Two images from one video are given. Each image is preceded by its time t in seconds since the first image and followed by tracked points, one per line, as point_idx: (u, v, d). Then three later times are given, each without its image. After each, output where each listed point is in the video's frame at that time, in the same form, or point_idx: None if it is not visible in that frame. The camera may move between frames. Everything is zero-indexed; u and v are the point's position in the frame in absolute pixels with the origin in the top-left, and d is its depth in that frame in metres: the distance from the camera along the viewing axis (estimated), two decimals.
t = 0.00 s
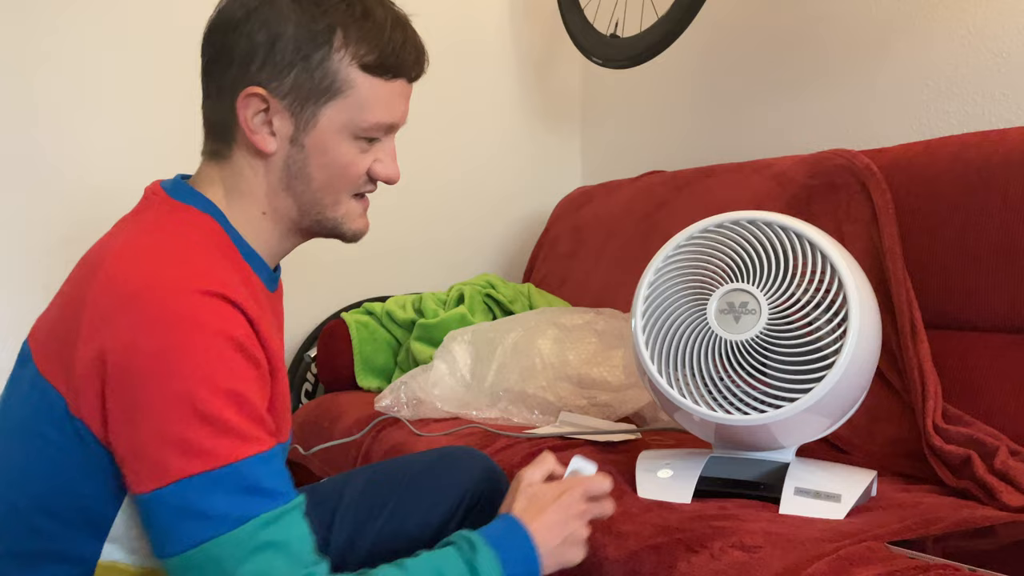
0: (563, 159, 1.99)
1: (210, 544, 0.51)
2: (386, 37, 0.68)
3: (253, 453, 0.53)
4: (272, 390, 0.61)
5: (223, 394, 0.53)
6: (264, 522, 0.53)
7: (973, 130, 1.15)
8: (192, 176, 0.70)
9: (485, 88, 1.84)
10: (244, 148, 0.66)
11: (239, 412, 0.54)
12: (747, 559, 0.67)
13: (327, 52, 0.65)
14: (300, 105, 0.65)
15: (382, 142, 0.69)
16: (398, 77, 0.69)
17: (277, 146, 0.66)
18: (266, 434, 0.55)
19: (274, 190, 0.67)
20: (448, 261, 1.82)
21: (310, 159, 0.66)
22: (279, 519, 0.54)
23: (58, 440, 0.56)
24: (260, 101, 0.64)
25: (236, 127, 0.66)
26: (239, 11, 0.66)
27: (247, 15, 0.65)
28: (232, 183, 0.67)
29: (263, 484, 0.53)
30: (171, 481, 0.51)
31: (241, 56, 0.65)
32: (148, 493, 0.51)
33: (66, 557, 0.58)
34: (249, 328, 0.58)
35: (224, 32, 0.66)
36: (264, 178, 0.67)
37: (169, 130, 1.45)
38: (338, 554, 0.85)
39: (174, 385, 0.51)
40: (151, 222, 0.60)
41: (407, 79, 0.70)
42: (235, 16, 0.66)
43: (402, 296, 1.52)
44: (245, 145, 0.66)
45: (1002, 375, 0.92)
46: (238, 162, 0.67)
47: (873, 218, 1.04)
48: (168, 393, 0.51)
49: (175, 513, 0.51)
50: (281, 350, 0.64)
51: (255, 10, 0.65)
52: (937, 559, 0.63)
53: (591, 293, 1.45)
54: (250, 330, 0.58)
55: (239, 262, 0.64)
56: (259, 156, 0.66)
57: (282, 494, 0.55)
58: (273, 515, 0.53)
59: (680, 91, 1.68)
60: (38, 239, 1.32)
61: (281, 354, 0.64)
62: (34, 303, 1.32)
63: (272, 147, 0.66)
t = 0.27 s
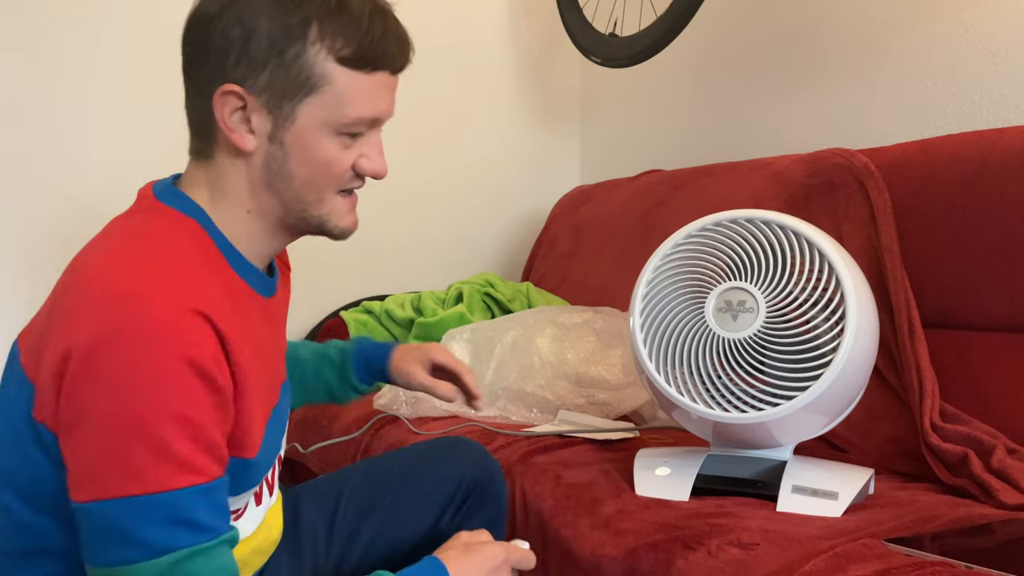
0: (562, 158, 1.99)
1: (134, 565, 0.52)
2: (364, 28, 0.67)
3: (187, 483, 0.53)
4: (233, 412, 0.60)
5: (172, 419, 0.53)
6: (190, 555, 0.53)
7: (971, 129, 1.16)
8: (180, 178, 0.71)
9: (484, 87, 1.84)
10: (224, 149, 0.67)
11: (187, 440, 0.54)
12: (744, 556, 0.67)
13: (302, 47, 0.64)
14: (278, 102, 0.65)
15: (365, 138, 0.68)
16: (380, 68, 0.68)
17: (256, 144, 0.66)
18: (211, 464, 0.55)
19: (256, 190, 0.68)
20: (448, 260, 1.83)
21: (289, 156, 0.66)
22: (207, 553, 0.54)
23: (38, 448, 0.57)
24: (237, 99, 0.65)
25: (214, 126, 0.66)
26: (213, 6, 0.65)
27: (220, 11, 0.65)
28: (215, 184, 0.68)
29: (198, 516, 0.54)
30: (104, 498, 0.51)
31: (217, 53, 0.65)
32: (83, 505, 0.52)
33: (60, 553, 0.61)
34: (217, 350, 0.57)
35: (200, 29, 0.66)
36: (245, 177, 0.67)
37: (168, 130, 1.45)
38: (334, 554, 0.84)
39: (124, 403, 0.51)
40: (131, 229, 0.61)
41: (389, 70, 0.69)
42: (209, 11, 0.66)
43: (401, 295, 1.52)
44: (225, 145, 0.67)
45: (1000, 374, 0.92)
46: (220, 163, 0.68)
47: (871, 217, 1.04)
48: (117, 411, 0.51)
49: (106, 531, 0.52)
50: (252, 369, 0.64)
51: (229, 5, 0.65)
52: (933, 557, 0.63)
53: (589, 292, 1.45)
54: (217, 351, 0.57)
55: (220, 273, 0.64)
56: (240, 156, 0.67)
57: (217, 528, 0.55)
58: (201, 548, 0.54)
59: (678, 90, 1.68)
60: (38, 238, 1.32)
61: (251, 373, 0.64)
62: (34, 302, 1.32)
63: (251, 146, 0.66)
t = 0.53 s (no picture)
0: (560, 156, 1.99)
1: (128, 555, 0.54)
2: (355, 32, 0.68)
3: (169, 472, 0.55)
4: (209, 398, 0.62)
5: (140, 412, 0.54)
6: (182, 543, 0.55)
7: (968, 127, 1.16)
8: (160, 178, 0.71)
9: (483, 85, 1.83)
10: (208, 146, 0.67)
11: (158, 428, 0.55)
12: (741, 553, 0.67)
13: (294, 49, 0.65)
14: (268, 103, 0.65)
15: (350, 140, 0.69)
16: (368, 74, 0.69)
17: (243, 144, 0.66)
18: (189, 449, 0.57)
19: (240, 189, 0.68)
20: (446, 258, 1.82)
21: (276, 157, 0.66)
22: (200, 540, 0.56)
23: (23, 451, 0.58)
24: (225, 99, 0.64)
25: (200, 124, 0.66)
26: (202, 3, 0.65)
27: (210, 9, 0.65)
28: (197, 182, 0.68)
29: (184, 503, 0.56)
30: (88, 492, 0.54)
31: (204, 50, 0.65)
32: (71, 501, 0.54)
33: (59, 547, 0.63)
34: (180, 340, 0.59)
35: (187, 25, 0.65)
36: (229, 175, 0.68)
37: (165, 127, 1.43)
38: (332, 544, 0.84)
39: (93, 400, 0.53)
40: (104, 231, 0.63)
41: (377, 76, 0.70)
42: (198, 8, 0.65)
43: (399, 293, 1.52)
44: (210, 142, 0.67)
45: (996, 372, 0.93)
46: (202, 161, 0.68)
47: (868, 215, 1.04)
48: (86, 409, 0.53)
49: (98, 525, 0.54)
50: (224, 357, 0.65)
51: (219, 3, 0.64)
52: (929, 554, 0.64)
53: (587, 290, 1.45)
54: (180, 341, 0.59)
55: (188, 269, 0.64)
56: (224, 154, 0.67)
57: (206, 515, 0.57)
58: (192, 536, 0.56)
59: (677, 89, 1.68)
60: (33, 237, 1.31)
61: (226, 361, 0.65)
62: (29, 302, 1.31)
63: (237, 145, 0.66)
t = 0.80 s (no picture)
0: (560, 155, 1.99)
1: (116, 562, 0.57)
2: (343, 29, 0.68)
3: (152, 482, 0.58)
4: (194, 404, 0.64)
5: (122, 423, 0.57)
6: (168, 550, 0.58)
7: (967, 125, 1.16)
8: (146, 179, 0.72)
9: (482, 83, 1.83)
10: (197, 145, 0.67)
11: (145, 440, 0.58)
12: (739, 550, 0.67)
13: (282, 47, 0.65)
14: (254, 101, 0.65)
15: (338, 137, 0.70)
16: (356, 69, 0.69)
17: (231, 143, 0.67)
18: (174, 460, 0.60)
19: (228, 187, 0.68)
20: (445, 256, 1.82)
21: (266, 155, 0.67)
22: (185, 547, 0.59)
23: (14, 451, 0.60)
24: (212, 98, 0.65)
25: (188, 123, 0.66)
26: (187, 1, 0.65)
27: (195, 6, 0.65)
28: (185, 181, 0.69)
29: (169, 511, 0.59)
30: (75, 501, 0.57)
31: (191, 48, 0.65)
32: (58, 509, 0.57)
33: (37, 544, 0.64)
34: (163, 350, 0.60)
35: (171, 22, 0.65)
36: (217, 174, 0.68)
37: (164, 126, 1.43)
38: (335, 544, 0.83)
39: (76, 412, 0.56)
40: (89, 236, 0.64)
41: (364, 72, 0.70)
42: (182, 6, 0.65)
43: (398, 291, 1.52)
44: (198, 141, 0.67)
45: (993, 370, 0.93)
46: (189, 159, 0.68)
47: (867, 213, 1.04)
48: (70, 420, 0.56)
49: (85, 532, 0.57)
50: (212, 359, 0.66)
51: None
52: (928, 551, 0.64)
53: (586, 288, 1.45)
54: (163, 350, 0.60)
55: (171, 269, 0.65)
56: (210, 152, 0.67)
57: (191, 521, 0.60)
58: (178, 542, 0.59)
59: (676, 87, 1.68)
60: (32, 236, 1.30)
61: (214, 363, 0.66)
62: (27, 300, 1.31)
63: (225, 144, 0.66)
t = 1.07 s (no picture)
0: (559, 153, 1.99)
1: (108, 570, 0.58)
2: (343, 31, 0.68)
3: (147, 490, 0.58)
4: (190, 410, 0.64)
5: (116, 430, 0.57)
6: (160, 558, 0.59)
7: (966, 124, 1.16)
8: (145, 182, 0.72)
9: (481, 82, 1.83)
10: (197, 149, 0.67)
11: (140, 448, 0.58)
12: (739, 548, 0.67)
13: (282, 51, 0.65)
14: (255, 105, 0.65)
15: (340, 138, 0.70)
16: (356, 71, 0.69)
17: (231, 146, 0.67)
18: (169, 469, 0.60)
19: (227, 190, 0.69)
20: (444, 254, 1.83)
21: (266, 159, 0.67)
22: (177, 556, 0.60)
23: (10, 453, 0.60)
24: (213, 102, 0.65)
25: (188, 127, 0.66)
26: (186, 4, 0.65)
27: (194, 10, 0.64)
28: (184, 183, 0.69)
29: (163, 519, 0.59)
30: (71, 509, 0.57)
31: (190, 51, 0.64)
32: (53, 515, 0.57)
33: (37, 544, 0.65)
34: (160, 356, 0.60)
35: (170, 25, 0.65)
36: (216, 177, 0.68)
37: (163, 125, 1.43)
38: (336, 546, 0.84)
39: (70, 419, 0.56)
40: (87, 240, 0.64)
41: (364, 73, 0.70)
42: (180, 8, 0.65)
43: (397, 290, 1.52)
44: (198, 144, 0.67)
45: (992, 369, 0.93)
46: (188, 162, 0.68)
47: (866, 212, 1.04)
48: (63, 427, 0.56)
49: (79, 540, 0.57)
50: (209, 363, 0.66)
51: (204, 3, 0.64)
52: (926, 549, 0.64)
53: (585, 286, 1.45)
54: (160, 357, 0.60)
55: (169, 273, 0.65)
56: (211, 156, 0.68)
57: (183, 530, 0.61)
58: (171, 551, 0.59)
59: (676, 86, 1.68)
60: (32, 233, 1.31)
61: (211, 367, 0.66)
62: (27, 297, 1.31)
63: (225, 148, 0.66)
